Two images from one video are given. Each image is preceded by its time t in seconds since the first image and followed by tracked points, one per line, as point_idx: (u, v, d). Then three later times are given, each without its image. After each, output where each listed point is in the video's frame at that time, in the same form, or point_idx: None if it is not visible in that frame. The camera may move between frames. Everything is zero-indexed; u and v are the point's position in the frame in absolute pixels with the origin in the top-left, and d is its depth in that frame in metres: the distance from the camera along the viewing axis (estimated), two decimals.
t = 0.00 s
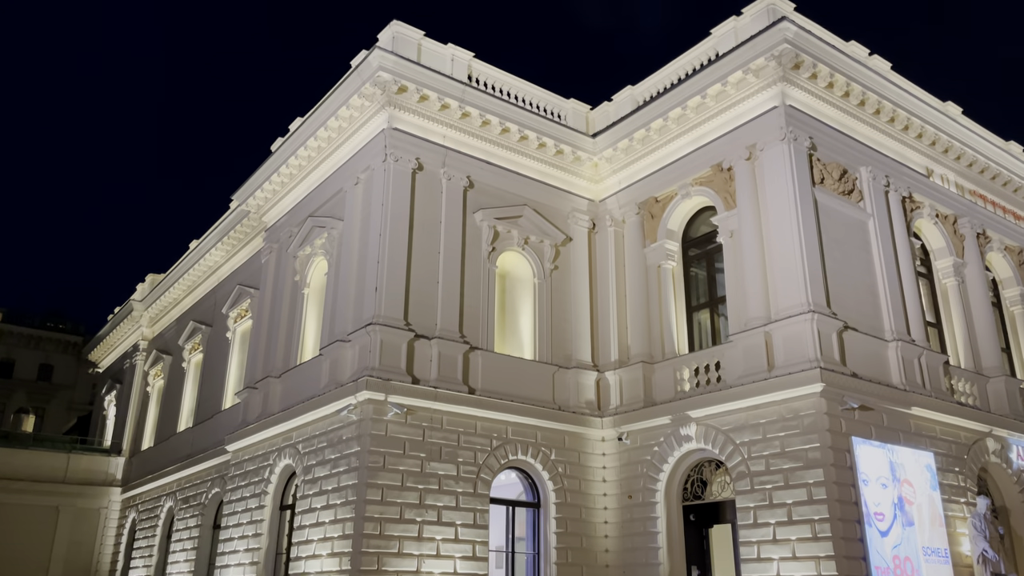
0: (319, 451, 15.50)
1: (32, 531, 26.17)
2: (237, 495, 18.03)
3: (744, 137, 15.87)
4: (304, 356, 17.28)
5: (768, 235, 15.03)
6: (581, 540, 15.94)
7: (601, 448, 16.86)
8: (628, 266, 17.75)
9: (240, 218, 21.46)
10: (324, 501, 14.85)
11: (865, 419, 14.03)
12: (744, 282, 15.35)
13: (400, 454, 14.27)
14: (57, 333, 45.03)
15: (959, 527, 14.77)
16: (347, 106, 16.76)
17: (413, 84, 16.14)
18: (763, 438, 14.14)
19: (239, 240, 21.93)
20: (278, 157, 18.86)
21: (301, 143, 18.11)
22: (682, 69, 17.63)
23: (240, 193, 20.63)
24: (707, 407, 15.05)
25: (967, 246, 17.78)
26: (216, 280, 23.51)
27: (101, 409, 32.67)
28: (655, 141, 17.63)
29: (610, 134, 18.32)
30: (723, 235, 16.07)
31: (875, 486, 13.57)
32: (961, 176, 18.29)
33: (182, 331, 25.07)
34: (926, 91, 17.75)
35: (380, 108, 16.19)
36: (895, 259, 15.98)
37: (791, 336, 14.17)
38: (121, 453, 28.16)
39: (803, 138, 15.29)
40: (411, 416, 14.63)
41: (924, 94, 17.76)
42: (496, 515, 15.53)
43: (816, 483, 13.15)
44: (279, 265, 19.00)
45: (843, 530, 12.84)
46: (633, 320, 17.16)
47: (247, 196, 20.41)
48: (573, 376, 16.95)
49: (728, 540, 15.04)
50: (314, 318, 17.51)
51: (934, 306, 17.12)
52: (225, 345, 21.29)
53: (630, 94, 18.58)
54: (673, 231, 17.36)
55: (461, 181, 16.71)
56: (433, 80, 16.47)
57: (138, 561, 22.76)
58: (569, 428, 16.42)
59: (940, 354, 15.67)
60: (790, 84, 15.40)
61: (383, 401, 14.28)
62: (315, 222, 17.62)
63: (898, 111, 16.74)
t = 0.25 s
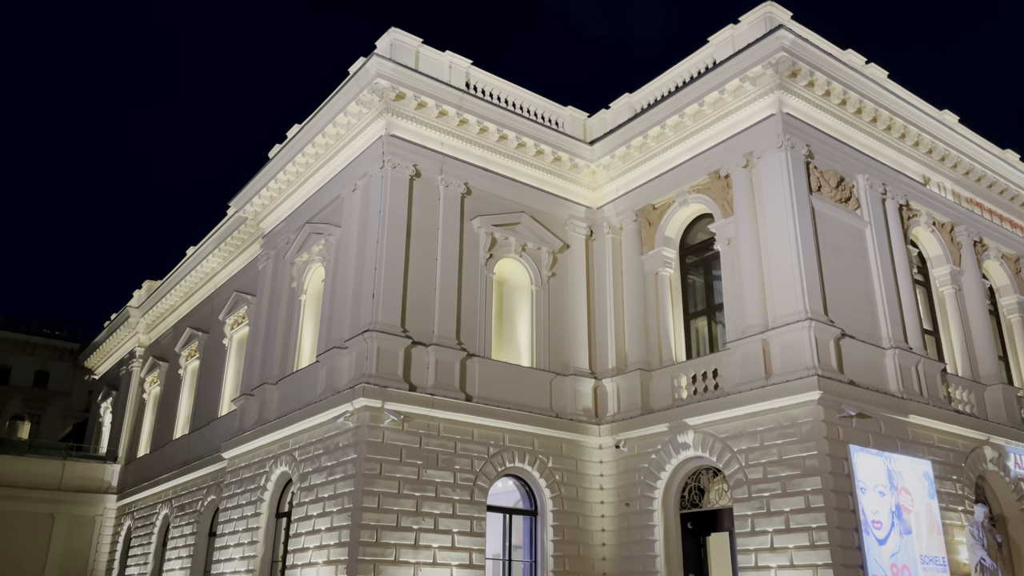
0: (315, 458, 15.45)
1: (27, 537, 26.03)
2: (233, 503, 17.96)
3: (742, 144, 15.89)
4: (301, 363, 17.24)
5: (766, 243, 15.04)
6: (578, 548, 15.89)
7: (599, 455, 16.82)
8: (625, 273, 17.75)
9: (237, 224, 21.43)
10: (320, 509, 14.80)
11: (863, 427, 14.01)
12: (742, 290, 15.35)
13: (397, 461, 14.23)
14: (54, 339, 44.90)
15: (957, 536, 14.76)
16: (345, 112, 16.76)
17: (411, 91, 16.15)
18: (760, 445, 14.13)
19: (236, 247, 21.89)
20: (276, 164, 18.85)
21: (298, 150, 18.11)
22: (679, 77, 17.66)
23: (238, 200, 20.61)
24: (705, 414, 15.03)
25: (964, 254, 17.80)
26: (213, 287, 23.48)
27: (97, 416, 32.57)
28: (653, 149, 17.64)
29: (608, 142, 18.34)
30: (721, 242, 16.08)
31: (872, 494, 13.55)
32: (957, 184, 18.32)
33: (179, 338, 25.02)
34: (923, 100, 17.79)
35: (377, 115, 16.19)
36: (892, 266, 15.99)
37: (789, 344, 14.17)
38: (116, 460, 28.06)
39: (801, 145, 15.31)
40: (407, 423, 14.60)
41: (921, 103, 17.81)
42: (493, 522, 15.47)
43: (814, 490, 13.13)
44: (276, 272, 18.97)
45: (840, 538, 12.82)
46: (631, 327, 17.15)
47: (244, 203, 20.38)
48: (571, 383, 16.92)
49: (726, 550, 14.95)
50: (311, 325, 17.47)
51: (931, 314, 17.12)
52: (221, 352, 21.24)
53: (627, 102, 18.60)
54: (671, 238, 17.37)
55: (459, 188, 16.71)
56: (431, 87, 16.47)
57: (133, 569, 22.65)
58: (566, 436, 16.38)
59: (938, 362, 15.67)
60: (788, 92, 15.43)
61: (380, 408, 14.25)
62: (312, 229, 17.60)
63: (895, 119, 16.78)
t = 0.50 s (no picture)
0: (310, 462, 15.42)
1: (20, 542, 25.96)
2: (228, 507, 17.91)
3: (737, 149, 15.92)
4: (296, 366, 17.21)
5: (761, 247, 15.06)
6: (573, 552, 15.88)
7: (594, 460, 16.82)
8: (621, 278, 17.76)
9: (233, 228, 21.40)
10: (315, 513, 14.76)
11: (857, 432, 14.03)
12: (737, 294, 15.38)
13: (392, 465, 14.21)
14: (48, 343, 44.77)
15: (951, 541, 14.76)
16: (342, 116, 16.76)
17: (407, 95, 16.16)
18: (755, 450, 14.14)
19: (232, 250, 21.86)
20: (272, 167, 18.83)
21: (295, 153, 18.10)
22: (675, 82, 17.70)
23: (233, 203, 20.58)
24: (700, 419, 15.04)
25: (959, 260, 17.85)
26: (209, 290, 23.44)
27: (91, 419, 32.47)
28: (649, 153, 17.67)
29: (604, 146, 18.36)
30: (716, 247, 16.10)
31: (867, 499, 13.56)
32: (952, 190, 18.37)
33: (174, 341, 24.96)
34: (918, 106, 17.86)
35: (374, 119, 16.20)
36: (887, 271, 16.03)
37: (784, 348, 14.19)
38: (110, 463, 27.97)
39: (796, 151, 15.36)
40: (402, 427, 14.58)
41: (916, 109, 17.87)
42: (488, 527, 15.44)
43: (808, 495, 13.14)
44: (272, 275, 18.95)
45: (835, 543, 12.83)
46: (626, 332, 17.16)
47: (240, 206, 20.36)
48: (566, 387, 16.92)
49: (720, 555, 14.91)
50: (306, 328, 17.45)
51: (926, 319, 17.16)
52: (216, 355, 21.20)
53: (623, 107, 18.64)
54: (666, 243, 17.39)
55: (455, 192, 16.72)
56: (427, 91, 16.49)
57: (127, 573, 22.57)
58: (562, 440, 16.37)
59: (932, 367, 15.70)
60: (783, 97, 15.47)
61: (375, 412, 14.23)
62: (308, 232, 17.59)
63: (890, 125, 16.83)
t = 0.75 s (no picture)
0: (302, 463, 15.39)
1: (11, 543, 25.89)
2: (219, 508, 17.86)
3: (731, 152, 15.96)
4: (289, 367, 17.17)
5: (754, 250, 15.10)
6: (566, 554, 15.87)
7: (587, 461, 16.81)
8: (615, 280, 17.78)
9: (226, 228, 21.35)
10: (307, 514, 14.73)
11: (849, 434, 14.07)
12: (730, 296, 15.41)
13: (385, 467, 14.18)
14: (40, 343, 44.61)
15: (943, 543, 14.81)
16: (336, 117, 16.74)
17: (402, 96, 16.16)
18: (748, 452, 14.16)
19: (225, 251, 21.80)
20: (265, 167, 18.80)
21: (288, 154, 18.07)
22: (670, 85, 17.74)
23: (227, 204, 20.53)
24: (693, 421, 15.06)
25: (951, 263, 17.92)
26: (202, 291, 23.37)
27: (83, 420, 32.36)
28: (642, 156, 17.69)
29: (598, 148, 18.38)
30: (710, 249, 16.13)
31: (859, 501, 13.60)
32: (945, 193, 18.45)
33: (166, 342, 24.90)
34: (911, 109, 17.93)
35: (368, 120, 16.19)
36: (880, 274, 16.08)
37: (776, 350, 14.22)
38: (102, 464, 27.87)
39: (789, 153, 15.41)
40: (395, 428, 14.56)
41: (909, 112, 17.94)
42: (481, 529, 15.44)
43: (801, 497, 13.17)
44: (265, 276, 18.90)
45: (827, 545, 12.86)
46: (620, 334, 17.17)
47: (233, 207, 20.31)
48: (560, 389, 16.92)
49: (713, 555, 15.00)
50: (299, 329, 17.41)
51: (918, 322, 17.22)
52: (209, 356, 21.14)
53: (618, 109, 18.67)
54: (660, 245, 17.42)
55: (449, 193, 16.71)
56: (422, 92, 16.48)
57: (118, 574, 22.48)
58: (555, 442, 16.37)
59: (924, 370, 15.75)
60: (776, 100, 15.52)
61: (368, 413, 14.21)
62: (302, 233, 17.56)
63: (883, 128, 16.90)
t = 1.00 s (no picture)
0: (292, 461, 15.36)
1: None
2: (209, 506, 17.80)
3: (722, 152, 16.00)
4: (279, 365, 17.13)
5: (745, 250, 15.15)
6: (556, 552, 15.89)
7: (578, 460, 16.84)
8: (606, 278, 17.81)
9: (217, 225, 21.26)
10: (297, 512, 14.70)
11: (838, 433, 14.14)
12: (721, 296, 15.45)
13: (375, 464, 14.17)
14: (29, 340, 44.33)
15: (931, 542, 14.90)
16: (328, 114, 16.70)
17: (394, 94, 16.13)
18: (738, 451, 14.21)
19: (215, 248, 21.72)
20: (257, 164, 18.73)
21: (279, 151, 18.02)
22: (662, 84, 17.77)
23: (217, 200, 20.45)
24: (683, 420, 15.10)
25: (940, 263, 18.01)
26: (192, 288, 23.28)
27: (72, 418, 32.19)
28: (634, 155, 17.72)
29: (590, 147, 18.40)
30: (701, 248, 16.17)
31: (848, 500, 13.68)
32: (934, 194, 18.54)
33: (156, 339, 24.79)
34: (901, 111, 18.02)
35: (360, 117, 16.16)
36: (869, 274, 16.16)
37: (766, 350, 14.28)
38: (91, 462, 27.73)
39: (780, 153, 15.47)
40: (386, 426, 14.55)
41: (899, 113, 18.02)
42: (471, 527, 15.45)
43: (790, 496, 13.23)
44: (256, 273, 18.84)
45: (816, 544, 12.93)
46: (611, 333, 17.19)
47: (224, 204, 20.23)
48: (551, 387, 16.93)
49: (702, 555, 14.99)
50: (290, 326, 17.37)
51: (907, 322, 17.32)
52: (199, 353, 21.06)
53: (610, 108, 18.69)
54: (651, 244, 17.45)
55: (440, 191, 16.70)
56: (414, 90, 16.46)
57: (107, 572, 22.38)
58: (546, 440, 16.38)
59: (913, 369, 15.84)
60: (768, 100, 15.57)
61: (359, 411, 14.20)
62: (293, 230, 17.52)
63: (873, 129, 16.97)
